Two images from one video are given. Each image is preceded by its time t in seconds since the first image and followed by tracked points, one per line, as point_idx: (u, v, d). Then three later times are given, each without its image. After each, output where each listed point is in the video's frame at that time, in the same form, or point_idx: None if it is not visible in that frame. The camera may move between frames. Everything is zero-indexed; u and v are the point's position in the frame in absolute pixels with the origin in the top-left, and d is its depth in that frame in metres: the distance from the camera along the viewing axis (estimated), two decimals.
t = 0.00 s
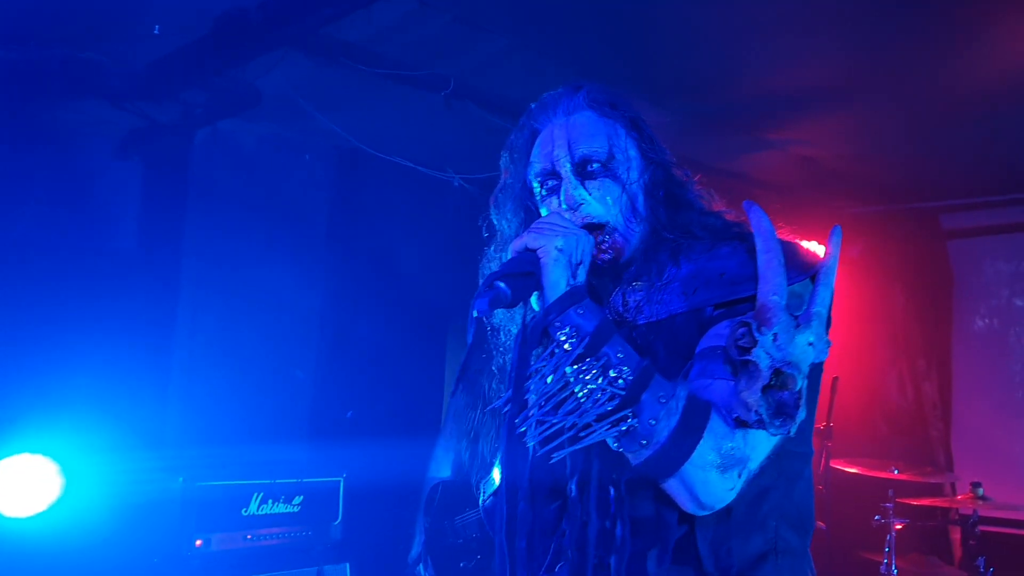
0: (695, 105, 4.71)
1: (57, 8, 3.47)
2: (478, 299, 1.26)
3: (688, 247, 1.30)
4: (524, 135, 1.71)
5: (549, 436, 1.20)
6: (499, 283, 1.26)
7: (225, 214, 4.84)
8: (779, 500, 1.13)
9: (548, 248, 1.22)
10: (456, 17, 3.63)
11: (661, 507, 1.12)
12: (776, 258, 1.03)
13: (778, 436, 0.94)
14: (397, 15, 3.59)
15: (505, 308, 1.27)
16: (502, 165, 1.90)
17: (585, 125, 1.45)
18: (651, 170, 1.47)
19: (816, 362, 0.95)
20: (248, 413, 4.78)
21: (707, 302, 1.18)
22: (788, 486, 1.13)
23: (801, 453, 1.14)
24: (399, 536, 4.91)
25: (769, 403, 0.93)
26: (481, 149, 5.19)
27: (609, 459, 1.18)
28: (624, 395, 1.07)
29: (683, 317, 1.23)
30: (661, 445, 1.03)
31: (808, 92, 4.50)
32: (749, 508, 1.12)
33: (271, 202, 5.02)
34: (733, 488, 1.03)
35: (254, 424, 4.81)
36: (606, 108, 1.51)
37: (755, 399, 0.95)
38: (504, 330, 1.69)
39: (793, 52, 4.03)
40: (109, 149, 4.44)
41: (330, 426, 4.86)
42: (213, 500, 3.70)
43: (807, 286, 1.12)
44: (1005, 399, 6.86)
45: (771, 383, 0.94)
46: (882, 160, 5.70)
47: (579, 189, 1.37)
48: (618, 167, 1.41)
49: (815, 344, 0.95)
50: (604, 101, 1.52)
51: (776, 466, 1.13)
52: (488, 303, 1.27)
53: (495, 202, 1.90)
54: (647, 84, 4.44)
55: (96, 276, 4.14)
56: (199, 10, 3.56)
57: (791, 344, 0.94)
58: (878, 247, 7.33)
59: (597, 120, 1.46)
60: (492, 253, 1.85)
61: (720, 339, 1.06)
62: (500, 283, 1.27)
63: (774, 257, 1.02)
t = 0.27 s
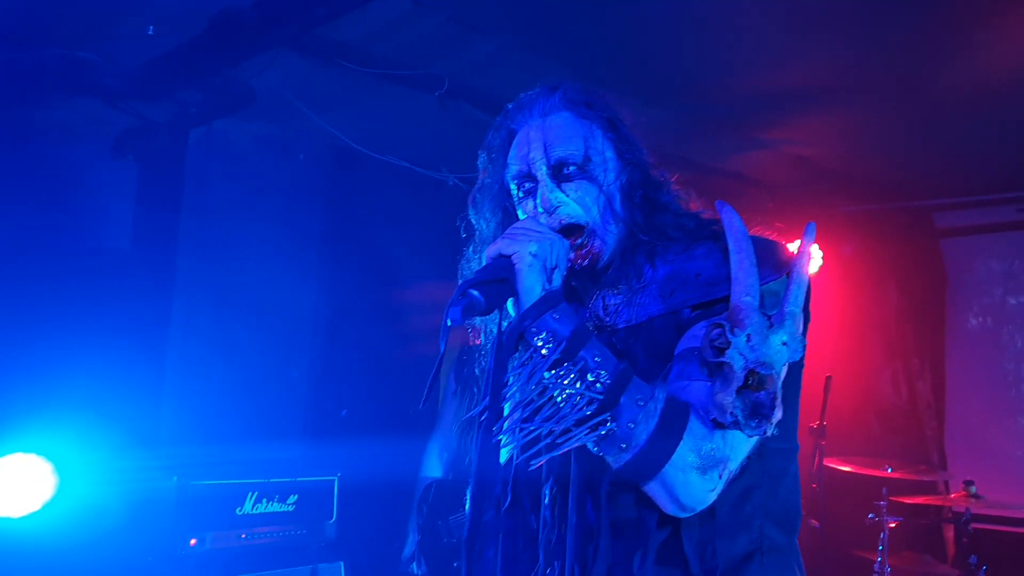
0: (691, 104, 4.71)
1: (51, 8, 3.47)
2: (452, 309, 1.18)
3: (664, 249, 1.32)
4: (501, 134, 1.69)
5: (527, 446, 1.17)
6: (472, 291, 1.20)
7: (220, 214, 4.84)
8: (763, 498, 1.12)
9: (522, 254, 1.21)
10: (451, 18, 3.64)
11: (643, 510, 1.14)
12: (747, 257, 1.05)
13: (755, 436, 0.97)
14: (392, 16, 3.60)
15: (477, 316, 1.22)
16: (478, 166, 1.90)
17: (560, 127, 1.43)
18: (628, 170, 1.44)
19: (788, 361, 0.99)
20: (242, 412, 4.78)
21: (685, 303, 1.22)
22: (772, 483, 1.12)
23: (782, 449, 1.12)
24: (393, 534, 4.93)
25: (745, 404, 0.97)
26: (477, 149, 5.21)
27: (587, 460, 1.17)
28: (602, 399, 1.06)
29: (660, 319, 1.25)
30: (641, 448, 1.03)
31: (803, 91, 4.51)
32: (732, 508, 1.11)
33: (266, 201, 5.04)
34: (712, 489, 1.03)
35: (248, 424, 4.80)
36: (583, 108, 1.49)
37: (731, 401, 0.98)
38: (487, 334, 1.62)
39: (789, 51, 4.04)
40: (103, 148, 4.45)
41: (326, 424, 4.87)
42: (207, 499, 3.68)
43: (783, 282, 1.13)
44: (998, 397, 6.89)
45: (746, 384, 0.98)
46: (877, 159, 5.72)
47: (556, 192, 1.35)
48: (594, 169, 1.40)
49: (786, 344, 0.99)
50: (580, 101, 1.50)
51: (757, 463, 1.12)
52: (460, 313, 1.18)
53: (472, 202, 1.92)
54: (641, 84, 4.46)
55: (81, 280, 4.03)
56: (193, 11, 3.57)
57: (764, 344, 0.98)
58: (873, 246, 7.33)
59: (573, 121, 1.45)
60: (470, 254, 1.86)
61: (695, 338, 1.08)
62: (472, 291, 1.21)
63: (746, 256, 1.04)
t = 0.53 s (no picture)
0: (686, 103, 4.71)
1: (47, 6, 3.47)
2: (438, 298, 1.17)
3: (649, 245, 1.32)
4: (492, 129, 1.70)
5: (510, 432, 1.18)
6: (458, 281, 1.20)
7: (217, 211, 4.85)
8: (753, 495, 1.13)
9: (509, 245, 1.21)
10: (447, 17, 3.64)
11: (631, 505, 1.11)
12: (732, 252, 1.08)
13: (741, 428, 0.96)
14: (388, 15, 3.60)
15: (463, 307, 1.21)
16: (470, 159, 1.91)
17: (550, 122, 1.45)
18: (616, 165, 1.47)
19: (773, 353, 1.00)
20: (238, 410, 4.79)
21: (670, 299, 1.20)
22: (761, 481, 1.14)
23: (772, 448, 1.15)
24: (387, 533, 4.94)
25: (731, 396, 0.97)
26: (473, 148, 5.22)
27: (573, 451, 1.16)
28: (588, 391, 1.06)
29: (647, 316, 1.24)
30: (628, 440, 1.04)
31: (798, 89, 4.51)
32: (721, 505, 1.12)
33: (263, 199, 5.04)
34: (700, 482, 1.03)
35: (244, 422, 4.81)
36: (572, 103, 1.51)
37: (716, 393, 0.98)
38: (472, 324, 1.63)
39: (784, 50, 4.05)
40: (99, 146, 4.45)
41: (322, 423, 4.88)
42: (203, 498, 3.69)
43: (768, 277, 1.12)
44: (993, 395, 6.91)
45: (731, 376, 0.98)
46: (872, 158, 5.73)
47: (544, 185, 1.38)
48: (583, 164, 1.41)
49: (771, 335, 1.01)
50: (570, 95, 1.52)
51: (746, 461, 1.14)
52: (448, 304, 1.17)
53: (462, 194, 1.92)
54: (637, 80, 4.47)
55: (77, 279, 4.05)
56: (189, 9, 3.57)
57: (749, 335, 0.99)
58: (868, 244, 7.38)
59: (563, 116, 1.46)
60: (459, 248, 1.88)
61: (682, 336, 1.10)
62: (457, 281, 1.21)
63: (731, 251, 1.07)
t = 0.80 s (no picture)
0: (680, 102, 4.72)
1: (40, 7, 3.47)
2: (428, 244, 1.20)
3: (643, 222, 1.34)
4: (494, 104, 1.71)
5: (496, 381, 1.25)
6: (448, 231, 1.22)
7: (212, 211, 4.85)
8: (738, 481, 1.13)
9: (501, 203, 1.26)
10: (439, 15, 3.64)
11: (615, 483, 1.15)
12: (727, 217, 1.04)
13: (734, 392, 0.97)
14: (381, 14, 3.60)
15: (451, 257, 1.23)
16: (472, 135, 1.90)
17: (551, 102, 1.44)
18: (616, 149, 1.47)
19: (767, 316, 1.00)
20: (233, 409, 4.79)
21: (659, 271, 1.22)
22: (747, 465, 1.14)
23: (757, 433, 1.16)
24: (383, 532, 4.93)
25: (723, 361, 0.97)
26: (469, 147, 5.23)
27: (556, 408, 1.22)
28: (577, 349, 1.10)
29: (635, 290, 1.26)
30: (616, 402, 1.07)
31: (792, 87, 4.52)
32: (705, 488, 1.13)
33: (258, 198, 5.04)
34: (688, 448, 1.04)
35: (240, 423, 4.82)
36: (575, 84, 1.50)
37: (708, 358, 0.98)
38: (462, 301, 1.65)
39: (777, 48, 4.05)
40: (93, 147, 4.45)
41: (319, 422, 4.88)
42: (199, 496, 3.69)
43: (759, 252, 1.14)
44: (987, 392, 6.93)
45: (724, 339, 0.99)
46: (867, 156, 5.75)
47: (541, 162, 1.37)
48: (581, 144, 1.42)
49: (766, 300, 1.00)
50: (573, 77, 1.52)
51: (731, 445, 1.15)
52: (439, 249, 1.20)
53: (462, 172, 1.92)
54: (630, 79, 4.47)
55: (68, 276, 3.99)
56: (181, 10, 3.57)
57: (745, 299, 0.99)
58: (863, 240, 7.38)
59: (563, 97, 1.45)
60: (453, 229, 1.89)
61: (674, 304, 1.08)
62: (447, 230, 1.23)
63: (727, 216, 1.03)
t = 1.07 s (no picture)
0: (676, 101, 4.73)
1: (36, 10, 3.48)
2: (406, 230, 1.14)
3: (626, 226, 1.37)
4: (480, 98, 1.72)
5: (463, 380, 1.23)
6: (429, 218, 1.17)
7: (208, 212, 4.85)
8: (731, 486, 1.19)
9: (485, 195, 1.23)
10: (435, 16, 3.65)
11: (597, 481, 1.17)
12: (706, 224, 1.12)
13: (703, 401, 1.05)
14: (377, 16, 3.61)
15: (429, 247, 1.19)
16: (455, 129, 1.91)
17: (540, 94, 1.47)
18: (603, 146, 1.50)
19: (738, 328, 1.07)
20: (228, 410, 4.79)
21: (642, 277, 1.24)
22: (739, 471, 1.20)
23: (746, 438, 1.21)
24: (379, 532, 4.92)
25: (694, 368, 1.05)
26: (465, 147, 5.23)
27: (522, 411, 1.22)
28: (551, 349, 1.12)
29: (617, 296, 1.28)
30: (586, 404, 1.09)
31: (787, 88, 4.53)
32: (701, 496, 1.19)
33: (253, 198, 5.04)
34: (653, 454, 1.08)
35: (236, 423, 4.82)
36: (565, 78, 1.53)
37: (679, 365, 1.06)
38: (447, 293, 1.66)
39: (773, 49, 4.06)
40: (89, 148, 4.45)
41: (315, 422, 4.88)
42: (195, 497, 3.70)
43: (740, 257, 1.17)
44: (981, 391, 6.95)
45: (696, 348, 1.06)
46: (862, 156, 5.77)
47: (528, 154, 1.40)
48: (568, 138, 1.45)
49: (738, 311, 1.07)
50: (563, 71, 1.54)
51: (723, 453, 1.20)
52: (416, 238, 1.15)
53: (448, 164, 1.92)
54: (627, 79, 4.48)
55: (65, 278, 4.00)
56: (177, 12, 3.58)
57: (717, 308, 1.06)
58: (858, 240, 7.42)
59: (553, 90, 1.49)
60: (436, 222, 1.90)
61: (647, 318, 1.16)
62: (427, 219, 1.18)
63: (705, 221, 1.11)
